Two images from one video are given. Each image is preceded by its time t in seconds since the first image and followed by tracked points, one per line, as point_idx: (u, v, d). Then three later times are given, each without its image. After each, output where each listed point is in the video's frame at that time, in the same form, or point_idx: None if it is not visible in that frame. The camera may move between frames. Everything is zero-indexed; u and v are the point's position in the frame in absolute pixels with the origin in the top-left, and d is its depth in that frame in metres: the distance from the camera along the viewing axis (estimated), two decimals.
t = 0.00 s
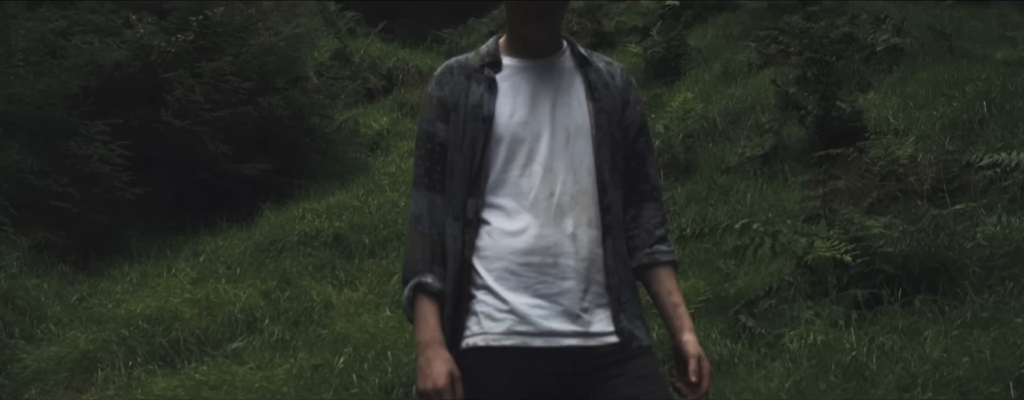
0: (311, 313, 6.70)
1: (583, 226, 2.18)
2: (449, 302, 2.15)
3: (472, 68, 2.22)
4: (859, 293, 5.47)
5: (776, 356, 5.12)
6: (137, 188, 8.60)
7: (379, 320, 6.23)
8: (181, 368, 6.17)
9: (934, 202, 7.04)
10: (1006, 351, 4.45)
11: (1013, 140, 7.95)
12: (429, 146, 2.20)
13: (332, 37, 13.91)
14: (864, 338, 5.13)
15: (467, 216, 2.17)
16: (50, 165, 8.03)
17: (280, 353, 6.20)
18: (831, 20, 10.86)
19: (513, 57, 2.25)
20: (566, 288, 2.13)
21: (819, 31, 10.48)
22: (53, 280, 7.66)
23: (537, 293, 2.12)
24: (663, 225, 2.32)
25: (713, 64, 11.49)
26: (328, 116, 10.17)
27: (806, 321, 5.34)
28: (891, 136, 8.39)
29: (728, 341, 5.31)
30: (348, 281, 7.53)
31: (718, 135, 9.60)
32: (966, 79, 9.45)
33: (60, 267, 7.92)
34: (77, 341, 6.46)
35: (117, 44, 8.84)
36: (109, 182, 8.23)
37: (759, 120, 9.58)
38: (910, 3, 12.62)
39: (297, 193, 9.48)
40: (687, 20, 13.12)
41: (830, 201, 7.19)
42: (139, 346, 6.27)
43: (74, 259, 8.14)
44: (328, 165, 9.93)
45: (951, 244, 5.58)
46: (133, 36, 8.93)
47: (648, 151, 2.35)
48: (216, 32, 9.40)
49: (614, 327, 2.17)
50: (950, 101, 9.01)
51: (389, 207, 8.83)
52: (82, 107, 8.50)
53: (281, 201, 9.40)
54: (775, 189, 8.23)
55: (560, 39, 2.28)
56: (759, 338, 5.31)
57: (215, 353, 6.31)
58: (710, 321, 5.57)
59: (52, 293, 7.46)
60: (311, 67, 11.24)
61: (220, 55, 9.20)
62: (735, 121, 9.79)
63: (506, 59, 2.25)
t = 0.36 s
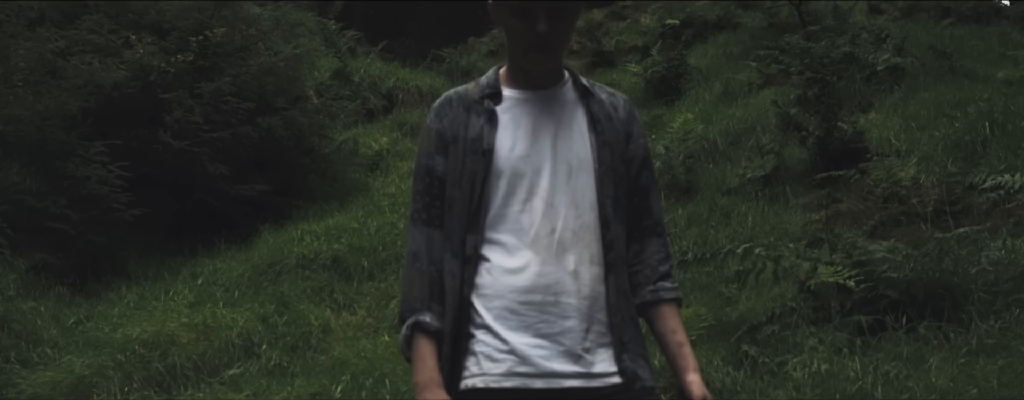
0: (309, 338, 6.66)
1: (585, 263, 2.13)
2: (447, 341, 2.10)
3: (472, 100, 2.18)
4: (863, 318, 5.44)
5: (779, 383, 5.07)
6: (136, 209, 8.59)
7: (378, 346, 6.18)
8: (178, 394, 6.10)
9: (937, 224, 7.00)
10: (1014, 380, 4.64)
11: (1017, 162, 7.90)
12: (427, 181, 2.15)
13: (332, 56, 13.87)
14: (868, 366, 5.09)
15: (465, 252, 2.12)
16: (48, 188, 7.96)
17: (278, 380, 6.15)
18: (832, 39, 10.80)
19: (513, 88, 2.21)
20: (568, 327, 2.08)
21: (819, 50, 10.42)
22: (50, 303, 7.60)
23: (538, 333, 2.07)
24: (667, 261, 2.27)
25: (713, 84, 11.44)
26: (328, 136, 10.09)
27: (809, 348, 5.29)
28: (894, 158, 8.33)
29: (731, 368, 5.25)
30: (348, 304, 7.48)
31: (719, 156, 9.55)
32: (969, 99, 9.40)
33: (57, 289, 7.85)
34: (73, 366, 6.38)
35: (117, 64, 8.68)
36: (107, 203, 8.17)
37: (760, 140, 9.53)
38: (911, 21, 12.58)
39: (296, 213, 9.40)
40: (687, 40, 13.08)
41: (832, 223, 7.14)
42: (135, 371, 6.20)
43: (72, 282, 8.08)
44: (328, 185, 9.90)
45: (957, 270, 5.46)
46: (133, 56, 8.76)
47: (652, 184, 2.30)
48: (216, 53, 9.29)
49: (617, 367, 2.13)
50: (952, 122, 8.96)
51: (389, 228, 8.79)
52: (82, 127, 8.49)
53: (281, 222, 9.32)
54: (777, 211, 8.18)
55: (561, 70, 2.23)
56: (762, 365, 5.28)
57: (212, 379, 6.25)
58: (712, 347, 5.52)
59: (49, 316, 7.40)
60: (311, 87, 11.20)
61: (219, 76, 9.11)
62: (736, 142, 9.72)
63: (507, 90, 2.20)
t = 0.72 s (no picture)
0: (307, 360, 6.61)
1: (587, 299, 2.09)
2: (446, 377, 2.07)
3: (471, 131, 2.13)
4: (866, 341, 5.37)
5: None
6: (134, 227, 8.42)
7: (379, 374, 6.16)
8: None
9: (939, 244, 6.96)
10: None
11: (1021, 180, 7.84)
12: (425, 213, 2.11)
13: (332, 72, 13.83)
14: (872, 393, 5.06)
15: (464, 287, 2.09)
16: (47, 206, 7.85)
17: None
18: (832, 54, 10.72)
19: (514, 119, 2.17)
20: (569, 364, 2.05)
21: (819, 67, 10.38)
22: (47, 322, 7.52)
23: (539, 370, 2.05)
24: (671, 294, 2.22)
25: (713, 100, 11.41)
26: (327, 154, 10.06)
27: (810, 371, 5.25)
28: (896, 176, 8.30)
29: (733, 391, 5.24)
30: (347, 324, 7.42)
31: (720, 173, 9.51)
32: (970, 116, 9.37)
33: (55, 309, 7.78)
34: (70, 388, 6.33)
35: (116, 82, 8.62)
36: (105, 221, 8.05)
37: (761, 158, 9.49)
38: (911, 37, 12.55)
39: (296, 232, 9.37)
40: (688, 55, 13.05)
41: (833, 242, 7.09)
42: (133, 392, 6.14)
43: (70, 300, 8.02)
44: (327, 203, 9.86)
45: (960, 291, 5.44)
46: (133, 74, 8.70)
47: (655, 215, 2.25)
48: (215, 70, 9.14)
49: None
50: (954, 139, 8.92)
51: (388, 246, 8.75)
52: (78, 146, 8.35)
53: (280, 241, 9.27)
54: (778, 229, 8.13)
55: (562, 99, 2.19)
56: (764, 389, 5.22)
57: None
58: (714, 370, 5.49)
59: (47, 335, 7.33)
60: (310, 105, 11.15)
61: (220, 93, 9.01)
62: (736, 159, 9.68)
63: (507, 121, 2.16)
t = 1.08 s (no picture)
0: (306, 377, 6.56)
1: (587, 330, 2.07)
2: None
3: (470, 159, 2.10)
4: (869, 360, 5.33)
5: None
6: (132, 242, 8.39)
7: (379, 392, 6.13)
8: None
9: (941, 260, 6.92)
10: None
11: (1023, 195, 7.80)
12: (422, 243, 2.08)
13: (332, 85, 13.80)
14: None
15: (463, 319, 2.06)
16: (44, 221, 7.76)
17: None
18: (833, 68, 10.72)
19: (513, 146, 2.13)
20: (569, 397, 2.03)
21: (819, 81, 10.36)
22: (45, 339, 7.44)
23: None
24: (673, 324, 2.19)
25: (714, 113, 11.38)
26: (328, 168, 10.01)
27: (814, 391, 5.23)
28: (898, 191, 8.26)
29: None
30: (346, 341, 7.38)
31: (721, 187, 9.47)
32: (971, 129, 9.33)
33: (53, 325, 7.70)
34: None
35: (115, 96, 8.60)
36: (103, 237, 8.02)
37: (762, 172, 9.46)
38: (911, 49, 12.52)
39: (295, 246, 9.33)
40: (688, 68, 13.03)
41: (835, 258, 7.05)
42: None
43: (68, 316, 7.97)
44: (327, 218, 9.82)
45: (963, 310, 5.40)
46: (132, 88, 8.70)
47: (656, 243, 2.22)
48: (215, 84, 9.16)
49: None
50: (955, 153, 8.88)
51: (388, 262, 8.71)
52: (78, 160, 8.35)
53: (279, 256, 9.23)
54: (780, 245, 8.09)
55: (562, 126, 2.15)
56: None
57: None
58: (717, 390, 5.48)
59: (44, 352, 7.23)
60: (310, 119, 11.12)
61: (219, 108, 9.02)
62: (737, 173, 9.64)
63: (507, 148, 2.12)
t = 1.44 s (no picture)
0: (305, 391, 6.52)
1: (588, 358, 2.05)
2: None
3: (468, 182, 2.07)
4: (870, 376, 5.32)
5: None
6: (132, 254, 8.31)
7: None
8: None
9: (943, 273, 6.89)
10: None
11: None
12: (420, 269, 2.07)
13: (332, 95, 13.78)
14: None
15: (462, 346, 2.05)
16: (43, 233, 7.69)
17: None
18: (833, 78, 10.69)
19: (512, 169, 2.10)
20: None
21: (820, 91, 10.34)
22: (43, 352, 7.36)
23: None
24: (675, 351, 2.17)
25: (714, 123, 11.36)
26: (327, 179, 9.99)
27: None
28: (899, 203, 8.24)
29: None
30: (345, 354, 7.34)
31: (721, 198, 9.44)
32: (972, 141, 9.30)
33: (51, 338, 7.62)
34: None
35: (115, 108, 8.54)
36: (102, 248, 7.93)
37: (763, 183, 9.43)
38: (911, 59, 12.50)
39: (295, 258, 9.31)
40: (688, 78, 13.01)
41: (837, 272, 7.02)
42: None
43: (67, 329, 7.88)
44: (327, 229, 9.79)
45: (967, 324, 5.35)
46: (132, 100, 8.66)
47: (659, 268, 2.19)
48: (215, 95, 9.13)
49: None
50: (956, 165, 8.85)
51: (388, 274, 8.68)
52: (77, 171, 8.28)
53: (279, 268, 9.20)
54: (781, 257, 8.05)
55: (562, 149, 2.13)
56: None
57: None
58: None
59: (42, 366, 7.14)
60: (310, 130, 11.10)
61: (219, 119, 8.97)
62: (738, 184, 9.61)
63: (506, 172, 2.10)
